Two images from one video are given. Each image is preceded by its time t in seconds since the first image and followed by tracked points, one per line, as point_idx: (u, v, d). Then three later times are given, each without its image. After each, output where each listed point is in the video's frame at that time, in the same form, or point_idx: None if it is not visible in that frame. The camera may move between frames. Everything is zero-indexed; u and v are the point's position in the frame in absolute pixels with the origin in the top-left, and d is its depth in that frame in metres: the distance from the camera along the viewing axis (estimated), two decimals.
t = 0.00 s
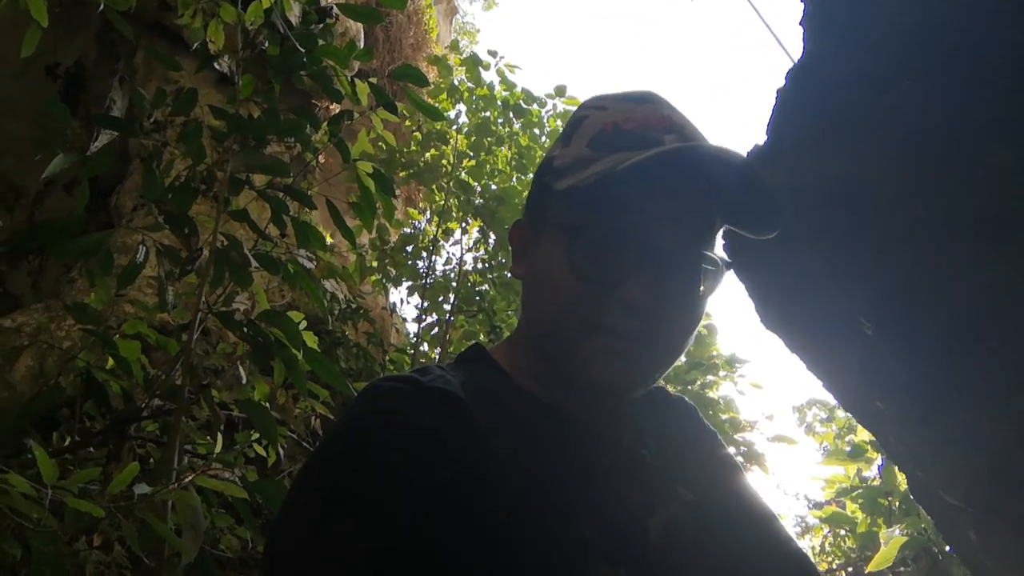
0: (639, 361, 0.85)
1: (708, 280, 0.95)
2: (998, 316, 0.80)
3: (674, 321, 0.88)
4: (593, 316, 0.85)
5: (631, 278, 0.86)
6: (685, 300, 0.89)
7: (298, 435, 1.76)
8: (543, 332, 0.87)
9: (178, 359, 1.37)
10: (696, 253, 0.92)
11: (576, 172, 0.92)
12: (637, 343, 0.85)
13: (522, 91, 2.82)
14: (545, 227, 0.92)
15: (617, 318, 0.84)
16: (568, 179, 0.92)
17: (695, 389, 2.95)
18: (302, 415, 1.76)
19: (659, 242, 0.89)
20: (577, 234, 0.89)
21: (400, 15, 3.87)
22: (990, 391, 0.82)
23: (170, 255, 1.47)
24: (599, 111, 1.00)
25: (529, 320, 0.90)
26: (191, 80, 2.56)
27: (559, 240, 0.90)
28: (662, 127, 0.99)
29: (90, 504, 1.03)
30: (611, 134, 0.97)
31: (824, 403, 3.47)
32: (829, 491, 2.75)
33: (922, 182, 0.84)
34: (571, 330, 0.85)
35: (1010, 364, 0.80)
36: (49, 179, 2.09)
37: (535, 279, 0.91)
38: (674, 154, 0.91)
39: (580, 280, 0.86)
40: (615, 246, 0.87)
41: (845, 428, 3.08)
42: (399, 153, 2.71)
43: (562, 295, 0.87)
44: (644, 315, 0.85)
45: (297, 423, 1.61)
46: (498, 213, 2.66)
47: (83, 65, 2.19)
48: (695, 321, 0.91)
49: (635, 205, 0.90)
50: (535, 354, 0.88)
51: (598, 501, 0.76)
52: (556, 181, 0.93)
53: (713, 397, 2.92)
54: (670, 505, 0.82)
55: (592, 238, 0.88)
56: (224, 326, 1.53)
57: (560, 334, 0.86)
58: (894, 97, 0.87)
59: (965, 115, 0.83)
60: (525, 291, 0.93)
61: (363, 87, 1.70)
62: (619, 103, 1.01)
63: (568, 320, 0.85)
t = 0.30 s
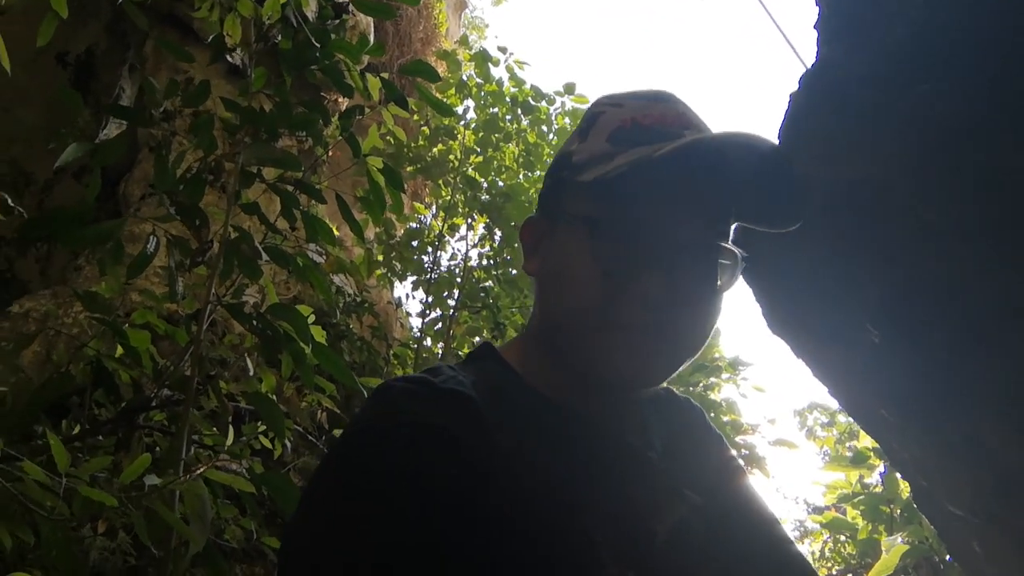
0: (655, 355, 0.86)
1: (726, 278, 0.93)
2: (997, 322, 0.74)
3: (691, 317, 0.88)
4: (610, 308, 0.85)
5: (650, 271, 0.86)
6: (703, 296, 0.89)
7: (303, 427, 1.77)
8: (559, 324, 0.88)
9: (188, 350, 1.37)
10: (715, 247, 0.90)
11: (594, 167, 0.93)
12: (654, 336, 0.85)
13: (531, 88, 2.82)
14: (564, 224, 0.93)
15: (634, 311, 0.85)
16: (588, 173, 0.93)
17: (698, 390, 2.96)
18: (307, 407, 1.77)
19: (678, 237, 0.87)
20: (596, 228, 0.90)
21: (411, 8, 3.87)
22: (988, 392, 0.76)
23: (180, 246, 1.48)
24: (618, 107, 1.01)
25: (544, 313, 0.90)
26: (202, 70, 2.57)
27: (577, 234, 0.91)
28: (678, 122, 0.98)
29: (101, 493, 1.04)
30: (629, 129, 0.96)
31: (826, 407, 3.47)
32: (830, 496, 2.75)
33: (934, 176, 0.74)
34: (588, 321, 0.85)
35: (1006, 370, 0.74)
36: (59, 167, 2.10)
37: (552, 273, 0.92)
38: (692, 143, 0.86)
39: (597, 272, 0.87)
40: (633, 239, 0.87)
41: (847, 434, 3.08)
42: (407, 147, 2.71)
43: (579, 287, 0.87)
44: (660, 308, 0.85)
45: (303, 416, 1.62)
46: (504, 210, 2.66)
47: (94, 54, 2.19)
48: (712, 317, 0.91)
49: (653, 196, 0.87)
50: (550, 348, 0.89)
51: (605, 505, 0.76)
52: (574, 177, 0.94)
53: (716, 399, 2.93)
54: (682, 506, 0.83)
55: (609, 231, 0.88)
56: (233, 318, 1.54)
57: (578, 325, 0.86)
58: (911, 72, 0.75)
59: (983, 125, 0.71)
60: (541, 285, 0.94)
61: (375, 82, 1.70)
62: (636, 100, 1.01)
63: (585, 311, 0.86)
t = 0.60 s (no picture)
0: (639, 338, 0.87)
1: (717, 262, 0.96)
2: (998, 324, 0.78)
3: (680, 298, 0.90)
4: (597, 291, 0.87)
5: (636, 255, 0.89)
6: (690, 279, 0.92)
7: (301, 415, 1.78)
8: (550, 312, 0.90)
9: (190, 334, 1.38)
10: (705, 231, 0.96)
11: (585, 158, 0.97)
12: (637, 319, 0.86)
13: (537, 84, 2.82)
14: (555, 215, 0.96)
15: (620, 294, 0.86)
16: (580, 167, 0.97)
17: (694, 390, 2.97)
18: (306, 395, 1.78)
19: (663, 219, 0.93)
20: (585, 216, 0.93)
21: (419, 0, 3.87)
22: (987, 394, 0.80)
23: (185, 230, 1.48)
24: (610, 101, 1.02)
25: (541, 305, 0.92)
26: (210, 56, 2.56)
27: (569, 225, 0.94)
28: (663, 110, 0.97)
29: (102, 472, 1.05)
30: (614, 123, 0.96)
31: (821, 412, 3.48)
32: (822, 500, 2.77)
33: (914, 174, 0.82)
34: (574, 306, 0.87)
35: (1004, 370, 0.78)
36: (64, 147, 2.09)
37: (546, 264, 0.94)
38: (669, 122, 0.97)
39: (585, 260, 0.89)
40: (620, 221, 0.91)
41: (840, 439, 3.10)
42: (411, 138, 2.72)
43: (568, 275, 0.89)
44: (646, 289, 0.87)
45: (301, 402, 1.62)
46: (507, 205, 2.66)
47: (102, 35, 2.19)
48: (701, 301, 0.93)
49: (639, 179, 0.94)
50: (546, 336, 0.90)
51: (613, 498, 0.76)
52: (566, 171, 0.97)
53: (711, 400, 2.94)
54: (692, 508, 0.82)
55: (598, 218, 0.91)
56: (235, 304, 1.54)
57: (567, 311, 0.88)
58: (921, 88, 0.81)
59: (971, 143, 0.78)
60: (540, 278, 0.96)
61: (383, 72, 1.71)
62: (627, 95, 1.02)
63: (573, 297, 0.87)
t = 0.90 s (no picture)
0: (642, 325, 0.86)
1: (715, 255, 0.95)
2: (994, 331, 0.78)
3: (681, 287, 0.90)
4: (601, 278, 0.86)
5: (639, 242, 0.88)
6: (692, 267, 0.91)
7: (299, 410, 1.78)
8: (551, 299, 0.88)
9: (187, 327, 1.37)
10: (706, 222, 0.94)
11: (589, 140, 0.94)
12: (639, 308, 0.85)
13: (538, 83, 2.81)
14: (557, 199, 0.94)
15: (624, 281, 0.85)
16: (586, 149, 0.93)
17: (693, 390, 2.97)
18: (304, 390, 1.78)
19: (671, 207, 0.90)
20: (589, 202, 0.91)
21: None
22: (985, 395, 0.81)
23: (182, 224, 1.48)
24: (613, 87, 1.00)
25: (540, 292, 0.92)
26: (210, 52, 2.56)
27: (571, 210, 0.92)
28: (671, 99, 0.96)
29: (96, 462, 1.04)
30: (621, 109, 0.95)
31: (820, 413, 3.48)
32: (820, 499, 2.77)
33: (915, 175, 0.79)
34: (578, 293, 0.86)
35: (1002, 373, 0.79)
36: (63, 142, 2.10)
37: (545, 250, 0.93)
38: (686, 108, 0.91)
39: (588, 246, 0.87)
40: (625, 208, 0.89)
41: (839, 439, 3.10)
42: (412, 136, 2.73)
43: (570, 261, 0.88)
44: (654, 276, 0.86)
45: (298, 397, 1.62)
46: (507, 203, 2.66)
47: (102, 31, 2.18)
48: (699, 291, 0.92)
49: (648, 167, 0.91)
50: (543, 324, 0.90)
51: (603, 489, 0.76)
52: (569, 153, 0.95)
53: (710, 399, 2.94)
54: (679, 494, 0.82)
55: (603, 204, 0.90)
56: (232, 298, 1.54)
57: (569, 299, 0.87)
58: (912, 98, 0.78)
59: (969, 142, 0.76)
60: (537, 266, 0.95)
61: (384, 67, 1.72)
62: (634, 82, 1.00)
63: (575, 285, 0.87)
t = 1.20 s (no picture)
0: (677, 310, 0.86)
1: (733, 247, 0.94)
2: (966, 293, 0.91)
3: (708, 275, 0.90)
4: (645, 258, 0.84)
5: (678, 227, 0.87)
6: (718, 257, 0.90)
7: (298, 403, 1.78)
8: (582, 277, 0.86)
9: (189, 316, 1.38)
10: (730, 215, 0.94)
11: (635, 122, 0.93)
12: (676, 292, 0.85)
13: (542, 83, 2.83)
14: (591, 177, 0.92)
15: (668, 263, 0.85)
16: (629, 131, 0.92)
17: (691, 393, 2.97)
18: (303, 383, 1.78)
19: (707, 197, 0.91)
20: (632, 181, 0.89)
21: None
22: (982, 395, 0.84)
23: (186, 214, 1.48)
24: (647, 79, 1.00)
25: (562, 271, 0.89)
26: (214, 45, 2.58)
27: (611, 187, 0.89)
28: (703, 101, 0.98)
29: (97, 444, 1.05)
30: (662, 100, 0.96)
31: (817, 419, 3.48)
32: (816, 504, 2.77)
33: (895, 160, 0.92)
34: (618, 271, 0.84)
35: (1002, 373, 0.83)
36: (67, 133, 2.09)
37: (574, 226, 0.90)
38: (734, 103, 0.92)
39: (631, 224, 0.86)
40: (667, 192, 0.88)
41: (836, 446, 3.10)
42: (415, 134, 2.73)
43: (610, 237, 0.86)
44: (689, 262, 0.87)
45: (298, 389, 1.62)
46: (508, 203, 2.67)
47: (106, 23, 2.19)
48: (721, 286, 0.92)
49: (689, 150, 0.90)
50: (563, 306, 0.88)
51: (598, 474, 0.77)
52: (609, 133, 0.93)
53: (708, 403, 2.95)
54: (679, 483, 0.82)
55: (646, 184, 0.89)
56: (234, 289, 1.54)
57: (606, 276, 0.84)
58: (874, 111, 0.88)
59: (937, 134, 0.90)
60: (558, 246, 0.92)
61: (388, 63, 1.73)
62: (665, 78, 1.00)
63: (615, 263, 0.84)
